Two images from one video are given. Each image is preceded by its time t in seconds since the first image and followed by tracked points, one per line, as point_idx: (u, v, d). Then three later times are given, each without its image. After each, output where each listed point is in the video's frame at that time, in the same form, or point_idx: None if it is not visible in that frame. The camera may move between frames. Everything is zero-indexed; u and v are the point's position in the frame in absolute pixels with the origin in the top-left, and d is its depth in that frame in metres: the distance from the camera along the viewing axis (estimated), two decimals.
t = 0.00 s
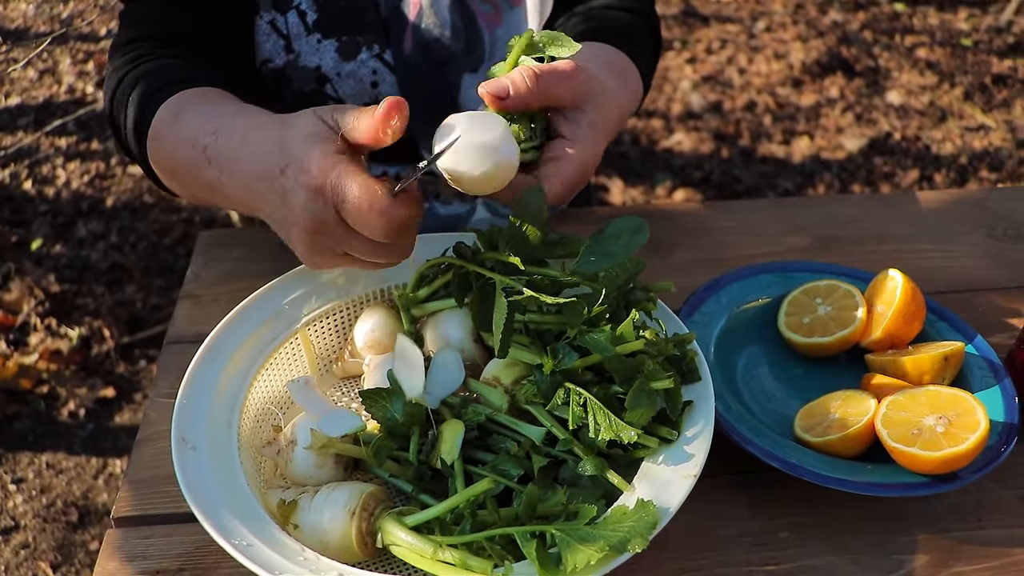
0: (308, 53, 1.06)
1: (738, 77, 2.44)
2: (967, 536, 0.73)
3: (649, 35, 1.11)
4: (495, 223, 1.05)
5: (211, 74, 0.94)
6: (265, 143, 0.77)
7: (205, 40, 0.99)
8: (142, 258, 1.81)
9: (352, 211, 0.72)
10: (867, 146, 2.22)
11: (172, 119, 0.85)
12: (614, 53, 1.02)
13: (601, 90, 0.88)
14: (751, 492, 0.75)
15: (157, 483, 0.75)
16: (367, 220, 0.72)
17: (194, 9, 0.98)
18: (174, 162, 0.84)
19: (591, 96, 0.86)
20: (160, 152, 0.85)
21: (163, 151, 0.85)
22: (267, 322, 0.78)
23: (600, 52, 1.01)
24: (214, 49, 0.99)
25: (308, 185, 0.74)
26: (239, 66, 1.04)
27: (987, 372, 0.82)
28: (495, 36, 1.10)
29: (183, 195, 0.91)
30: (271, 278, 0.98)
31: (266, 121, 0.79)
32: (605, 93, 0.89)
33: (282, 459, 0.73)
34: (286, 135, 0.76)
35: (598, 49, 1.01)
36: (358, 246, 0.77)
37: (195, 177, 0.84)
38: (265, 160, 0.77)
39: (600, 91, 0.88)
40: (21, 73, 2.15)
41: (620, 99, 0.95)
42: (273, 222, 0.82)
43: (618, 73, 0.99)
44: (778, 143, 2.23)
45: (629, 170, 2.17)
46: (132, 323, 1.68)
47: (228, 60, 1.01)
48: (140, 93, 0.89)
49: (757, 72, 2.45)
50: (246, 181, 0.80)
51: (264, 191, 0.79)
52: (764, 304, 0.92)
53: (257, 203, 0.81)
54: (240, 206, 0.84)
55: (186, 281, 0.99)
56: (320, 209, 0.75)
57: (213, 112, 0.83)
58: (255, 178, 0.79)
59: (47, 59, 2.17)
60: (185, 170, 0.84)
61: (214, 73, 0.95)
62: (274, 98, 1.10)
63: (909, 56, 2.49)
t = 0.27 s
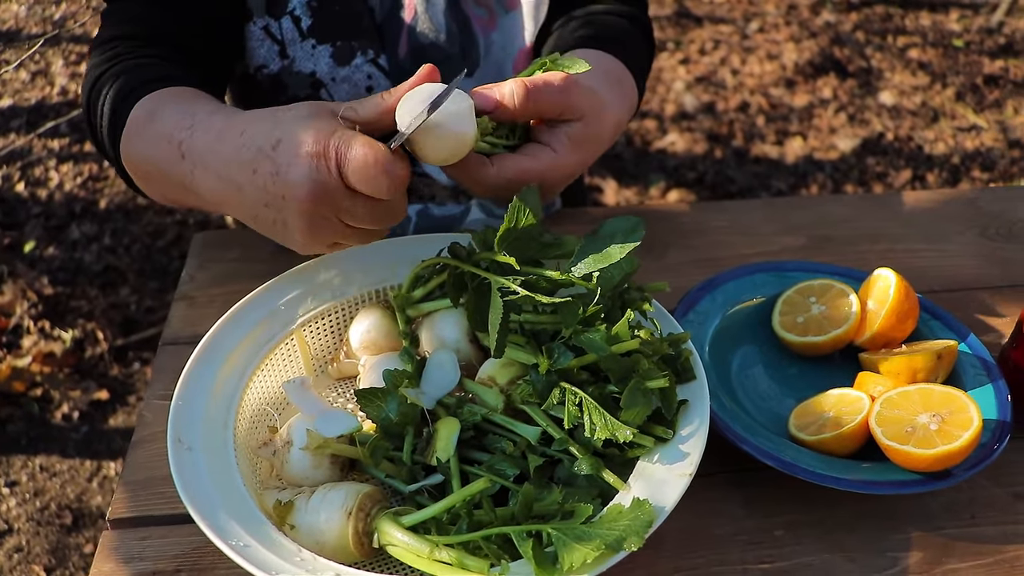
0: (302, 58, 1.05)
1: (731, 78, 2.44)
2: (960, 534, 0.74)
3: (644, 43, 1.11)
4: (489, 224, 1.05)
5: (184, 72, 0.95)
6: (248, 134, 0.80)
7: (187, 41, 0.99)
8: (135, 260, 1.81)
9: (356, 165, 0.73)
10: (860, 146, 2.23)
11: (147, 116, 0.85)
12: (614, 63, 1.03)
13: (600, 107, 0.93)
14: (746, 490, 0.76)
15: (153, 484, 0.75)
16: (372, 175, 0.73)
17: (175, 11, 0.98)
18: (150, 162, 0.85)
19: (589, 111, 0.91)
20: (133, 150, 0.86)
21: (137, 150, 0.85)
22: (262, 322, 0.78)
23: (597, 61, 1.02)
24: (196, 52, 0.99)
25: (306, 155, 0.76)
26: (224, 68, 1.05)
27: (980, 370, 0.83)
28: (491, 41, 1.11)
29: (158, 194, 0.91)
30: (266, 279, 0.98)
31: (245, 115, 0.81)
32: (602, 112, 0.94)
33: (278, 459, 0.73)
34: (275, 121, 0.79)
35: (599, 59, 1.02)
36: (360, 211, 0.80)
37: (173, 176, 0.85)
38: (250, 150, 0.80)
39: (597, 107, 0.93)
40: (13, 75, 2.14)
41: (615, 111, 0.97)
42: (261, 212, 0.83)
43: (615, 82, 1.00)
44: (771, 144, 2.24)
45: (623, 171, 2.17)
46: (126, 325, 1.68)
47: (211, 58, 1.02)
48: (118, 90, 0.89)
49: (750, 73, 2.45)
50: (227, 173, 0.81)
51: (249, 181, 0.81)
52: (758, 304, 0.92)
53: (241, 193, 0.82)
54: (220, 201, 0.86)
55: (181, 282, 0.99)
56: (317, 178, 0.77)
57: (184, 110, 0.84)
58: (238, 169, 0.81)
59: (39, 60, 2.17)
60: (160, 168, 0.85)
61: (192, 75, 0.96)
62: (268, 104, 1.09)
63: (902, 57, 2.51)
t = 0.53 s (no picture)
0: (292, 64, 1.05)
1: (722, 80, 2.46)
2: (950, 530, 0.74)
3: (633, 46, 1.12)
4: (482, 225, 1.06)
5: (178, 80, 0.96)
6: (242, 130, 0.80)
7: (180, 50, 1.00)
8: (128, 263, 1.81)
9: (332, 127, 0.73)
10: (851, 148, 2.24)
11: (146, 121, 0.86)
12: (596, 60, 1.04)
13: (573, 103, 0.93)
14: (738, 488, 0.76)
15: (148, 486, 0.75)
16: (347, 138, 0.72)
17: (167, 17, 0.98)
18: (141, 161, 0.85)
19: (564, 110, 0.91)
20: (127, 150, 0.86)
21: (131, 153, 0.86)
22: (255, 324, 0.79)
23: (579, 58, 1.03)
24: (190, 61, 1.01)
25: (287, 127, 0.75)
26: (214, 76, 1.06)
27: (969, 368, 0.84)
28: (480, 45, 1.11)
29: (145, 197, 0.91)
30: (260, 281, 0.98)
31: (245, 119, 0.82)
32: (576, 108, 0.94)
33: (273, 460, 0.73)
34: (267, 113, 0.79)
35: (578, 55, 1.03)
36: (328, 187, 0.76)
37: (159, 173, 0.84)
38: (238, 140, 0.79)
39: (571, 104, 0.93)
40: (4, 79, 2.14)
41: (591, 101, 0.98)
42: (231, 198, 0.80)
43: (596, 79, 1.02)
44: (763, 146, 2.25)
45: (614, 173, 2.18)
46: (119, 329, 1.68)
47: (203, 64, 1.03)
48: (115, 96, 0.89)
49: (742, 75, 2.47)
50: (213, 164, 0.80)
51: (229, 167, 0.79)
52: (749, 304, 0.93)
53: (217, 179, 0.80)
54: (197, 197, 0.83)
55: (175, 285, 0.99)
56: (292, 146, 0.75)
57: (184, 114, 0.85)
58: (224, 159, 0.80)
59: (30, 64, 2.16)
60: (150, 167, 0.85)
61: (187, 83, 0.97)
62: (259, 111, 1.09)
63: (891, 59, 2.52)
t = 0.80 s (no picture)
0: (288, 66, 1.06)
1: (715, 82, 2.47)
2: (941, 525, 0.75)
3: (624, 51, 1.13)
4: (477, 224, 1.05)
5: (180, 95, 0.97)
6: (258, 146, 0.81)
7: (183, 60, 1.01)
8: (122, 264, 1.81)
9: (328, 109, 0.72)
10: (843, 149, 2.26)
11: (160, 134, 0.87)
12: (571, 50, 1.05)
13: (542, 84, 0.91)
14: (732, 484, 0.77)
15: (145, 483, 0.76)
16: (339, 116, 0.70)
17: (171, 26, 0.99)
18: (151, 170, 0.86)
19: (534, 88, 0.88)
20: (138, 160, 0.87)
21: (141, 163, 0.87)
22: (252, 322, 0.79)
23: (559, 50, 1.04)
24: (191, 71, 1.02)
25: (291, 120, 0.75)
26: (212, 79, 1.06)
27: (959, 364, 0.85)
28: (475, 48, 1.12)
29: (150, 207, 0.91)
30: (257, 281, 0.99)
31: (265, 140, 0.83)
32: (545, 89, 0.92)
33: (270, 456, 0.74)
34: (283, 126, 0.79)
35: (554, 49, 1.03)
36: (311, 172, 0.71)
37: (170, 184, 0.85)
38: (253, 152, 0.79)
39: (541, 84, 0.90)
40: None
41: (562, 87, 0.98)
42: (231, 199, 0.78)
43: (574, 70, 1.02)
44: (755, 147, 2.26)
45: (608, 174, 2.19)
46: (113, 330, 1.68)
47: (203, 72, 1.04)
48: (127, 107, 0.90)
49: (734, 77, 2.48)
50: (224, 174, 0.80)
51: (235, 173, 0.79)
52: (742, 302, 0.94)
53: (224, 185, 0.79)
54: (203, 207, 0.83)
55: (171, 284, 1.00)
56: (292, 133, 0.74)
57: (203, 133, 0.86)
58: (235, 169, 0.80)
59: (23, 65, 2.16)
60: (160, 177, 0.85)
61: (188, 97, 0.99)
62: (255, 115, 1.09)
63: (883, 61, 2.54)
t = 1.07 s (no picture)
0: (293, 65, 1.07)
1: (715, 83, 2.48)
2: (942, 520, 0.76)
3: (626, 50, 1.14)
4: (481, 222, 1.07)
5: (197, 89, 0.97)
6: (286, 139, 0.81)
7: (195, 57, 1.01)
8: (123, 264, 1.82)
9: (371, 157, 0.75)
10: (843, 150, 2.26)
11: (183, 126, 0.87)
12: (574, 51, 1.04)
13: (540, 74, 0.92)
14: (735, 479, 0.78)
15: (153, 478, 0.76)
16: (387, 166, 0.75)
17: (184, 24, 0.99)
18: (179, 166, 0.86)
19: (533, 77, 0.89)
20: (166, 155, 0.87)
21: (166, 158, 0.87)
22: (259, 319, 0.80)
23: (560, 51, 1.03)
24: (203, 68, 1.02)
25: (325, 146, 0.76)
26: (221, 77, 1.07)
27: (960, 361, 0.85)
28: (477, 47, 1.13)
29: (178, 202, 0.91)
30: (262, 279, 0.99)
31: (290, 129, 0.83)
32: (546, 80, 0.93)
33: (276, 451, 0.74)
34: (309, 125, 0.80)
35: (555, 49, 1.03)
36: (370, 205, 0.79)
37: (199, 180, 0.86)
38: (284, 148, 0.81)
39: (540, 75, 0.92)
40: None
41: (568, 83, 0.98)
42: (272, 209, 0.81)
43: (576, 68, 1.02)
44: (755, 148, 2.27)
45: (608, 175, 2.20)
46: (114, 330, 1.69)
47: (213, 69, 1.05)
48: (144, 103, 0.91)
49: (734, 78, 2.49)
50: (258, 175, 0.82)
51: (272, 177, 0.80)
52: (744, 299, 0.94)
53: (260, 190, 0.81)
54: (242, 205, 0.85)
55: (176, 282, 1.00)
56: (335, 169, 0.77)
57: (227, 123, 0.86)
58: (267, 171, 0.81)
59: (24, 65, 2.16)
60: (188, 173, 0.86)
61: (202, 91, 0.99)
62: (263, 110, 1.12)
63: (883, 62, 2.55)
